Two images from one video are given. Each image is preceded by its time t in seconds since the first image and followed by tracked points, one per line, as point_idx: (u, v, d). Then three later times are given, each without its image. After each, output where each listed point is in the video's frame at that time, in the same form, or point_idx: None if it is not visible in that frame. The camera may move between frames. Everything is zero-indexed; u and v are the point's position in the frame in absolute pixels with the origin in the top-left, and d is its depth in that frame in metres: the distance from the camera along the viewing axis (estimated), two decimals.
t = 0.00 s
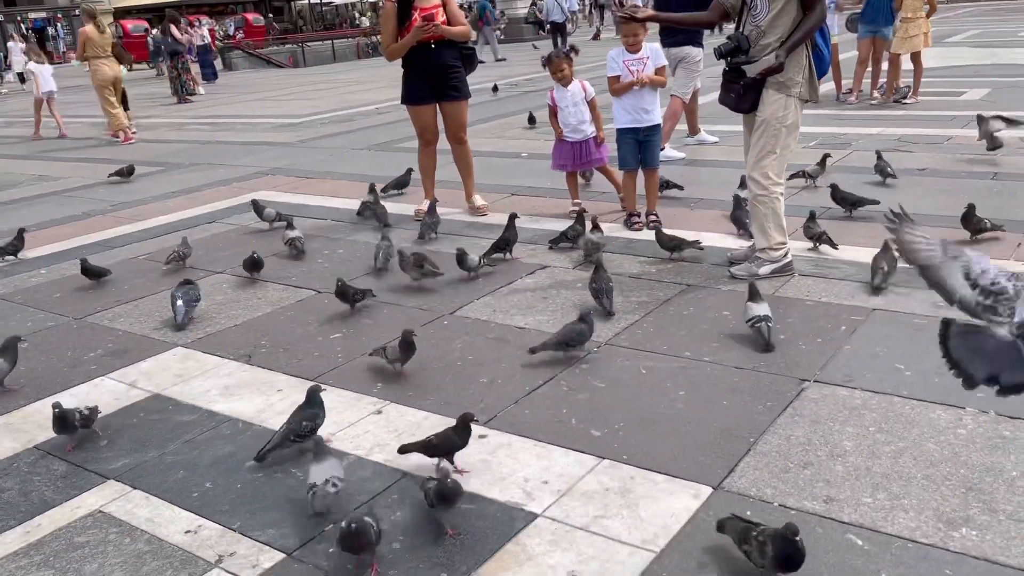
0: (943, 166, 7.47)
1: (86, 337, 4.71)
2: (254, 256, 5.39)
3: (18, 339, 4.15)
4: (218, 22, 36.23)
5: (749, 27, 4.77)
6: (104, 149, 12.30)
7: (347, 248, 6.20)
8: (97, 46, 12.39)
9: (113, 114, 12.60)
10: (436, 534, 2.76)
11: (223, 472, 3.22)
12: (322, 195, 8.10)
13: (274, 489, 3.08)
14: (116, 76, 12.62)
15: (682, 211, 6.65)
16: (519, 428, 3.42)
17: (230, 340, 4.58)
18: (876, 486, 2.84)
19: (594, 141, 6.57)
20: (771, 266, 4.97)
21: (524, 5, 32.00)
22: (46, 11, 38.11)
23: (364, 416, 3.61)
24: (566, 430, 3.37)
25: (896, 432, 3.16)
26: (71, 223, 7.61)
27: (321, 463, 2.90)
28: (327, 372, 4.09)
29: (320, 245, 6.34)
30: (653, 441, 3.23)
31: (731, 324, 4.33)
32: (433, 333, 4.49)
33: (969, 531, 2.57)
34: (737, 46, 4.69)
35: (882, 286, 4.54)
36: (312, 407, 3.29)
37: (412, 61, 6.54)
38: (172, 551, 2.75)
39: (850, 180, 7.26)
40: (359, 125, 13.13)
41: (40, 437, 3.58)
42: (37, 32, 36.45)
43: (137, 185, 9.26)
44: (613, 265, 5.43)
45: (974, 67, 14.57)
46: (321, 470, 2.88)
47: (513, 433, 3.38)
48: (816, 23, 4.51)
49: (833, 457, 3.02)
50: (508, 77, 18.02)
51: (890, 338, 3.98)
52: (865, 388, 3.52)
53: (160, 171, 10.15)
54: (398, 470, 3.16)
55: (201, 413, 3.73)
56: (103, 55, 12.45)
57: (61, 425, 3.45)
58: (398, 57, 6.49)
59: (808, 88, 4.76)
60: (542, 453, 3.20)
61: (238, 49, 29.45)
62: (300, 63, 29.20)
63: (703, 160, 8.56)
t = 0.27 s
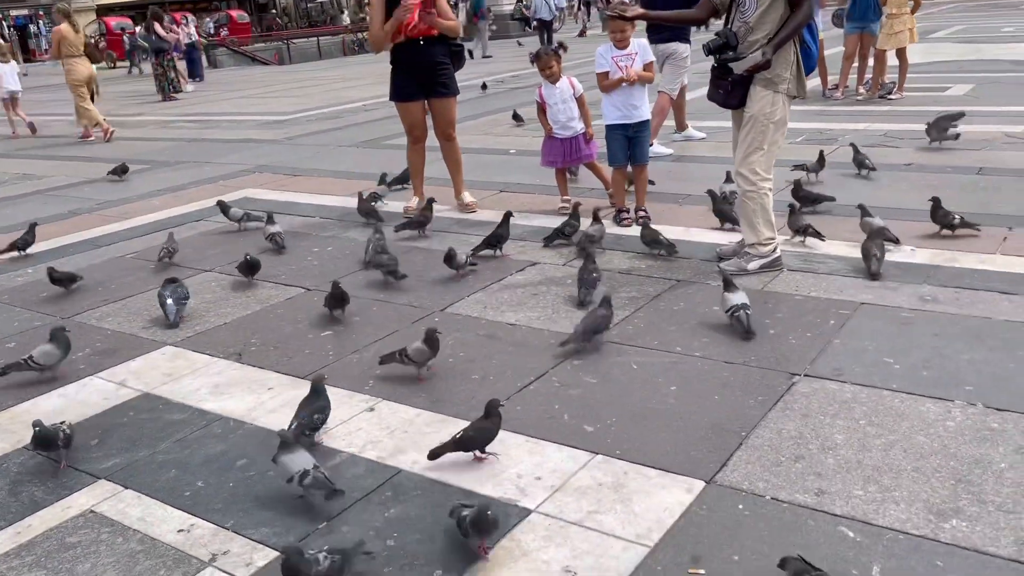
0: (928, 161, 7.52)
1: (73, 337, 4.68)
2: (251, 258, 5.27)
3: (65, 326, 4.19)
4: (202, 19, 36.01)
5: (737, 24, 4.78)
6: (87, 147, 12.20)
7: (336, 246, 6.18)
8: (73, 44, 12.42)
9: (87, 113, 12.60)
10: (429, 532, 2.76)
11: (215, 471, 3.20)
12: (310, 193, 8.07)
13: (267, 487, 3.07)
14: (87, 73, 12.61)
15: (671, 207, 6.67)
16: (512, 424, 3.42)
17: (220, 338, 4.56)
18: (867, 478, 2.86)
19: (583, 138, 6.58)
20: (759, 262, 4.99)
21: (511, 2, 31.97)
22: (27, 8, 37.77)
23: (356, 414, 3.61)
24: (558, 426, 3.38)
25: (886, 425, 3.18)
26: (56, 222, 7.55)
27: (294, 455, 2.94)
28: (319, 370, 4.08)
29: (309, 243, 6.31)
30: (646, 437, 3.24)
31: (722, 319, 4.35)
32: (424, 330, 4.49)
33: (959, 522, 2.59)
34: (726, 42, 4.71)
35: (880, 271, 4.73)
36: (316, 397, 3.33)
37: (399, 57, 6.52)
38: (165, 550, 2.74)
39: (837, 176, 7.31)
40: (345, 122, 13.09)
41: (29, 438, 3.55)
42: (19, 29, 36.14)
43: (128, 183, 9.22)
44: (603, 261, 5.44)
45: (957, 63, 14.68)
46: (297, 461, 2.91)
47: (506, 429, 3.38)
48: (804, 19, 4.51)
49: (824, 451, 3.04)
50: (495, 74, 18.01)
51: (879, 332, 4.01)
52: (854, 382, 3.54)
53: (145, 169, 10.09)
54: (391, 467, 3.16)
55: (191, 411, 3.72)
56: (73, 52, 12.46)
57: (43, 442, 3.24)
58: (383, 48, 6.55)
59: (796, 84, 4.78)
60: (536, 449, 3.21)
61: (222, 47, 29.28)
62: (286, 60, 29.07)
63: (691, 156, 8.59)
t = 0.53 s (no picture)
0: (915, 159, 7.57)
1: (59, 336, 4.65)
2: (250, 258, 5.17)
3: (103, 314, 4.28)
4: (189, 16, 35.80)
5: (725, 22, 4.78)
6: (72, 144, 12.11)
7: (324, 244, 6.16)
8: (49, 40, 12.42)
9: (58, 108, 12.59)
10: (418, 530, 2.75)
11: (203, 470, 3.19)
12: (298, 190, 8.04)
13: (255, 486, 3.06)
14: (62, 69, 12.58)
15: (659, 204, 6.68)
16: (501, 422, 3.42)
17: (208, 337, 4.54)
18: (853, 474, 2.88)
19: (572, 135, 6.58)
20: (747, 259, 5.01)
21: None
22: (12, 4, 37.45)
23: (345, 412, 3.60)
24: (547, 423, 3.38)
25: (872, 420, 3.20)
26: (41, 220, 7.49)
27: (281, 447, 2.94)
28: (307, 368, 4.07)
29: (297, 241, 6.29)
30: (634, 433, 3.25)
31: (711, 316, 4.36)
32: (413, 328, 4.48)
33: (944, 517, 2.61)
34: (714, 40, 4.69)
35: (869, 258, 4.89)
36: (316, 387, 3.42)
37: (388, 55, 6.51)
38: (152, 550, 2.73)
39: (825, 173, 7.34)
40: (334, 119, 13.04)
41: (14, 438, 3.53)
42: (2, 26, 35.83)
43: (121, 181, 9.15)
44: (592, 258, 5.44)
45: (944, 60, 14.76)
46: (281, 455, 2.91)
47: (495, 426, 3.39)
48: (792, 17, 4.53)
49: (811, 447, 3.06)
50: (483, 71, 17.99)
51: (866, 328, 4.04)
52: (841, 378, 3.57)
53: (132, 167, 10.02)
54: (380, 465, 3.16)
55: (179, 410, 3.70)
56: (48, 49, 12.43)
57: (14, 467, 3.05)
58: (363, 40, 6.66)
59: (784, 82, 4.79)
60: (525, 447, 3.21)
61: (209, 43, 29.12)
62: (273, 57, 28.93)
63: (680, 154, 8.61)
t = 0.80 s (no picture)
0: (907, 157, 7.60)
1: (50, 334, 4.63)
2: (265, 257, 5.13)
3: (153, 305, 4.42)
4: (181, 13, 35.70)
5: (718, 21, 4.79)
6: (63, 142, 12.06)
7: (316, 242, 6.15)
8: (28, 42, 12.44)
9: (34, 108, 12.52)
10: (411, 528, 2.75)
11: (194, 468, 3.18)
12: (290, 188, 8.03)
13: (246, 486, 3.05)
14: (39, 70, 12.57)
15: (652, 203, 6.69)
16: (493, 420, 3.42)
17: (199, 335, 4.52)
18: (845, 471, 2.89)
19: (566, 134, 6.57)
20: (740, 257, 5.02)
21: None
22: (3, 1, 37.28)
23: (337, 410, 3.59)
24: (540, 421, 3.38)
25: (864, 418, 3.21)
26: (32, 218, 7.46)
27: (301, 434, 3.01)
28: (299, 366, 4.07)
29: (289, 238, 6.27)
30: (627, 431, 3.25)
31: (705, 314, 4.36)
32: (405, 326, 4.48)
33: (935, 514, 2.62)
34: (707, 39, 4.71)
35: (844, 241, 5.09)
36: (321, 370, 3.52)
37: (381, 52, 6.50)
38: (143, 548, 2.72)
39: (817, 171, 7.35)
40: (326, 117, 13.02)
41: (5, 436, 3.51)
42: None
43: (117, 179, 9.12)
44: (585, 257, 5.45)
45: (935, 59, 14.81)
46: (300, 439, 2.98)
47: (487, 424, 3.38)
48: (785, 15, 4.54)
49: (802, 444, 3.07)
50: (477, 68, 17.98)
51: (858, 326, 4.05)
52: (833, 375, 3.57)
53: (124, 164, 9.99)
54: (372, 463, 3.15)
55: (170, 409, 3.68)
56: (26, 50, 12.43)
57: (21, 481, 2.93)
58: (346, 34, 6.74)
59: (777, 80, 4.80)
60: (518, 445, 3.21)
61: (202, 41, 29.05)
62: (266, 55, 28.87)
63: (673, 152, 8.62)
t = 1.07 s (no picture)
0: (911, 160, 7.60)
1: (56, 332, 4.64)
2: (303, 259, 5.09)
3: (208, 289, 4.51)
4: (185, 13, 35.74)
5: (723, 23, 4.80)
6: (68, 141, 12.08)
7: (321, 241, 6.16)
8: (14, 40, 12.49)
9: (19, 107, 12.48)
10: (418, 528, 2.75)
11: (201, 467, 3.19)
12: (295, 188, 8.04)
13: (254, 484, 3.05)
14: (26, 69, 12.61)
15: (657, 205, 6.69)
16: (499, 421, 3.42)
17: (205, 334, 4.53)
18: (852, 474, 2.89)
19: (571, 134, 6.58)
20: (745, 258, 5.02)
21: None
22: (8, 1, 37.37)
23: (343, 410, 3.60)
24: (547, 422, 3.38)
25: (870, 420, 3.21)
26: (37, 217, 7.47)
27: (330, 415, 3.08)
28: (305, 365, 4.07)
29: (294, 238, 6.28)
30: (633, 432, 3.26)
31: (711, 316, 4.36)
32: (411, 327, 4.48)
33: (943, 517, 2.62)
34: (712, 41, 4.73)
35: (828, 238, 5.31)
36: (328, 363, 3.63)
37: (387, 53, 6.51)
38: (150, 547, 2.72)
39: (822, 174, 7.35)
40: (330, 117, 13.03)
41: (12, 434, 3.52)
42: None
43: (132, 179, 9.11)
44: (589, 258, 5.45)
45: (940, 62, 14.80)
46: (333, 421, 3.06)
47: (494, 425, 3.39)
48: (791, 17, 4.54)
49: (809, 447, 3.07)
50: (481, 69, 17.99)
51: (864, 329, 4.05)
52: (839, 378, 3.57)
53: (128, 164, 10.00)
54: (379, 462, 3.15)
55: (177, 407, 3.69)
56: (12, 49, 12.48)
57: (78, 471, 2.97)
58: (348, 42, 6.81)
59: (784, 82, 4.79)
60: (524, 445, 3.22)
61: (206, 40, 29.09)
62: (270, 55, 28.90)
63: (678, 154, 8.62)
